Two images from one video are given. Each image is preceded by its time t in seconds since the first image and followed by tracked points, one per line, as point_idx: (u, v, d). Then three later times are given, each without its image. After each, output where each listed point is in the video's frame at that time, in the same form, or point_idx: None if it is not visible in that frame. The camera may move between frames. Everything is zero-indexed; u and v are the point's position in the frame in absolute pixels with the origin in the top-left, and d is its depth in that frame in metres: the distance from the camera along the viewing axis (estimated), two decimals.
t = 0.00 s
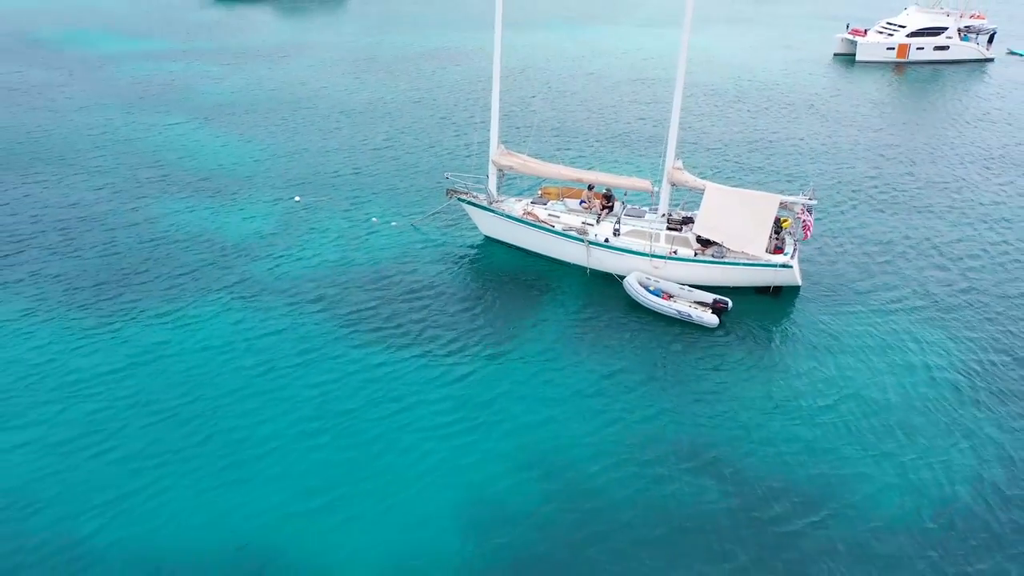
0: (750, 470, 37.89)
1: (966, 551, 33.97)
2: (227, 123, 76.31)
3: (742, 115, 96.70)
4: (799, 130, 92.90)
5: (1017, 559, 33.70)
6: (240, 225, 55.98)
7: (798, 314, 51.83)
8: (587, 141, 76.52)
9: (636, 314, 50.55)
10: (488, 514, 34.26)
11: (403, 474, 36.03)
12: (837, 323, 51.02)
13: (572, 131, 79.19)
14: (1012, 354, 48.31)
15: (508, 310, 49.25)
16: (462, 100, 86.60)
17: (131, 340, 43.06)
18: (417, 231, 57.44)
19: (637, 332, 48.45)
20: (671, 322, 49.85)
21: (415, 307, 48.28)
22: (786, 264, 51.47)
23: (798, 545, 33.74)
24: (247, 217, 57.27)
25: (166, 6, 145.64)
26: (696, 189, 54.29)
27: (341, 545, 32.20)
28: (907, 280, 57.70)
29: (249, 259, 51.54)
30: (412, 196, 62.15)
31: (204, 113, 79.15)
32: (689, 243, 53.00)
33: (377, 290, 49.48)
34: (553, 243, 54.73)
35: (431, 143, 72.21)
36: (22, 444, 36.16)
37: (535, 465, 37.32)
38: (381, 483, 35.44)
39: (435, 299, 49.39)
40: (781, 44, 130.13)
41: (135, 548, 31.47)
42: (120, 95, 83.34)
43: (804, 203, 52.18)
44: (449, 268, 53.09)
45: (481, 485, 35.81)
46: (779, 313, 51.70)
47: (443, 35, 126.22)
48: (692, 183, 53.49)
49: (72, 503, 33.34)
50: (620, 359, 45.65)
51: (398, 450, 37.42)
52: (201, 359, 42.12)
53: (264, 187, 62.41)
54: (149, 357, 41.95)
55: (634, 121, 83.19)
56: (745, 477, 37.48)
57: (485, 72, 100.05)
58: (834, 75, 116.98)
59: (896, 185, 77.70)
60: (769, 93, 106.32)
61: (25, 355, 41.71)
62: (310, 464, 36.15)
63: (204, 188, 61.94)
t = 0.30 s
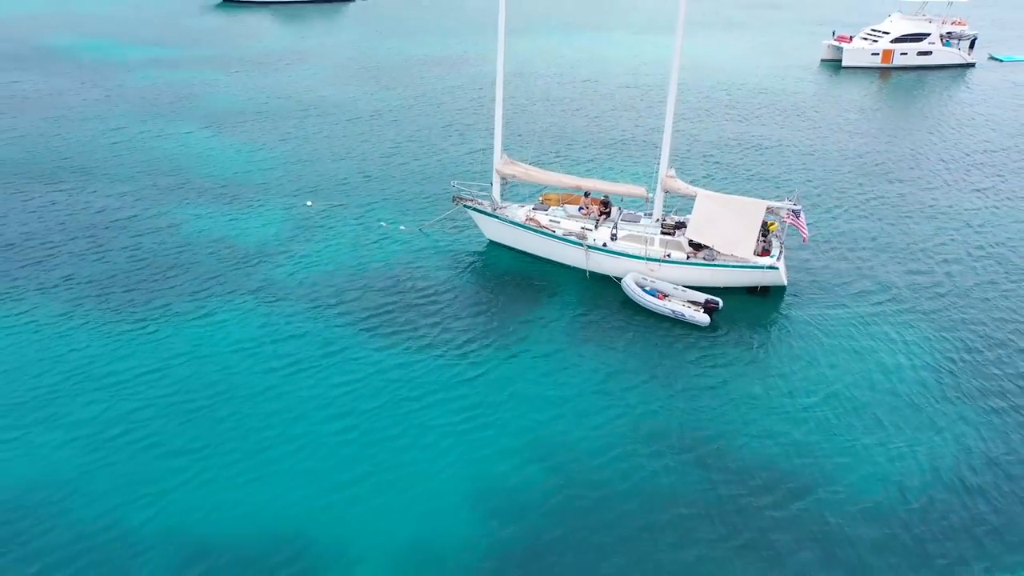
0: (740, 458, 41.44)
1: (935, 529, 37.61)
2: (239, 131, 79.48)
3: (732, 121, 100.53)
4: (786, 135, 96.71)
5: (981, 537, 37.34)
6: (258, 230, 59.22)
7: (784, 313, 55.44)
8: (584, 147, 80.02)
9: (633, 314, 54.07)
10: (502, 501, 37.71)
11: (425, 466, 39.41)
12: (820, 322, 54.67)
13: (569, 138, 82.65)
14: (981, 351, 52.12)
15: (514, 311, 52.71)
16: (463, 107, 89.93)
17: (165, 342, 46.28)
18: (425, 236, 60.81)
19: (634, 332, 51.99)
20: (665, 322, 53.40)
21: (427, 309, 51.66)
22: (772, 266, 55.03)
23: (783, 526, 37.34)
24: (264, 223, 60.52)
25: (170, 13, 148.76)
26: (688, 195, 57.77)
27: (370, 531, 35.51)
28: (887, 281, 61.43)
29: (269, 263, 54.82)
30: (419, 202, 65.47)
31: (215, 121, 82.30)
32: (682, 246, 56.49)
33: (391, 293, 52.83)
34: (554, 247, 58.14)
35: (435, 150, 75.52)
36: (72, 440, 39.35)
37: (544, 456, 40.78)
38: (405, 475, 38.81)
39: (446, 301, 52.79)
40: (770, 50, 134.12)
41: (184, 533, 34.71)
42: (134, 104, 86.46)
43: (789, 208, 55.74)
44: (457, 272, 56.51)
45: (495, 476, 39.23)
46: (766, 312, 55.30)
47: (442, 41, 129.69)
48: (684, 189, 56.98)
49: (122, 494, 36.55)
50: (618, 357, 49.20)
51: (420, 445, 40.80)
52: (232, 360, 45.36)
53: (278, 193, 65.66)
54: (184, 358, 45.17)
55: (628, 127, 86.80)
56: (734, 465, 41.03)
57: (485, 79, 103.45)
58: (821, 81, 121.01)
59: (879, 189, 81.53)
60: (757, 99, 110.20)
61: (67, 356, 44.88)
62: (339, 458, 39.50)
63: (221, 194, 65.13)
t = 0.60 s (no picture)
0: (730, 448, 45.31)
1: (906, 510, 41.60)
2: (250, 139, 82.81)
3: (722, 127, 104.51)
4: (774, 141, 100.67)
5: (948, 517, 41.34)
6: (275, 235, 62.67)
7: (770, 313, 59.31)
8: (581, 154, 83.68)
9: (629, 313, 57.86)
10: (513, 489, 41.43)
11: (441, 459, 43.06)
12: (804, 321, 58.58)
13: (566, 145, 86.27)
14: (952, 349, 56.18)
15: (519, 312, 56.43)
16: (463, 114, 93.40)
17: (196, 344, 49.79)
18: (433, 241, 64.44)
19: (630, 330, 55.80)
20: (660, 321, 57.17)
21: (438, 312, 55.31)
22: (759, 269, 58.81)
23: (770, 509, 41.23)
24: (280, 228, 63.95)
25: (172, 20, 151.88)
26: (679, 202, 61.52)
27: (394, 518, 39.14)
28: (867, 283, 65.43)
29: (287, 267, 58.29)
30: (426, 208, 69.02)
31: (226, 129, 85.61)
32: (674, 250, 60.26)
33: (403, 297, 56.41)
34: (554, 252, 61.77)
35: (439, 157, 79.03)
36: (116, 437, 42.86)
37: (550, 448, 44.51)
38: (424, 466, 42.45)
39: (455, 303, 56.43)
40: (758, 57, 138.15)
41: (224, 521, 38.29)
42: (146, 112, 89.60)
43: (775, 214, 59.57)
44: (464, 275, 60.15)
45: (506, 466, 42.93)
46: (752, 312, 59.13)
47: (441, 48, 133.17)
48: (676, 197, 60.77)
49: (165, 486, 40.10)
50: (617, 354, 53.00)
51: (436, 439, 44.46)
52: (259, 361, 48.88)
53: (291, 199, 69.07)
54: (214, 359, 48.69)
55: (622, 134, 90.54)
56: (725, 454, 44.86)
57: (483, 86, 106.97)
58: (808, 87, 125.10)
59: (863, 194, 85.55)
60: (746, 105, 114.26)
61: (105, 358, 48.37)
62: (362, 451, 43.12)
63: (237, 200, 68.50)
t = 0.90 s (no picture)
0: (719, 439, 49.29)
1: (878, 494, 45.70)
2: (260, 146, 86.30)
3: (712, 133, 108.63)
4: (762, 147, 104.79)
5: (917, 499, 45.51)
6: (289, 241, 66.35)
7: (756, 312, 63.27)
8: (577, 161, 87.53)
9: (625, 313, 61.73)
10: (521, 476, 45.38)
11: (454, 450, 46.94)
12: (788, 319, 62.59)
13: (563, 151, 90.11)
14: (926, 345, 60.28)
15: (522, 313, 60.23)
16: (464, 120, 97.05)
17: (223, 345, 53.54)
18: (439, 245, 68.20)
19: (626, 329, 59.69)
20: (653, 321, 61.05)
21: (446, 313, 59.14)
22: (746, 271, 62.72)
23: (755, 494, 45.26)
24: (294, 233, 67.60)
25: (175, 27, 155.14)
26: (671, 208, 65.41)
27: (412, 505, 43.02)
28: (848, 283, 69.47)
29: (303, 272, 62.02)
30: (431, 213, 72.72)
31: (237, 137, 89.09)
32: (666, 253, 64.07)
33: (413, 299, 60.25)
34: (554, 256, 65.53)
35: (442, 164, 82.73)
36: (154, 432, 46.64)
37: (554, 439, 48.44)
38: (438, 457, 46.31)
39: (462, 305, 60.26)
40: (747, 63, 142.45)
41: (258, 508, 42.13)
42: (158, 120, 93.01)
43: (761, 219, 63.51)
44: (470, 278, 63.97)
45: (514, 456, 46.84)
46: (739, 311, 63.08)
47: (439, 55, 136.85)
48: (668, 203, 64.63)
49: (202, 477, 43.91)
50: (614, 352, 56.89)
51: (449, 432, 48.34)
52: (282, 361, 52.67)
53: (303, 205, 72.69)
54: (240, 359, 52.48)
55: (617, 141, 94.50)
56: (715, 444, 48.90)
57: (482, 93, 110.67)
58: (795, 93, 129.40)
59: (846, 197, 89.66)
60: (736, 111, 118.41)
61: (139, 358, 52.07)
62: (382, 443, 46.96)
63: (251, 206, 72.09)
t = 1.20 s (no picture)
0: (709, 428, 53.28)
1: (855, 478, 49.78)
2: (269, 151, 89.79)
3: (702, 137, 112.61)
4: (751, 150, 108.85)
5: (892, 482, 49.59)
6: (303, 244, 70.09)
7: (744, 309, 67.22)
8: (574, 165, 91.36)
9: (621, 310, 65.60)
10: (528, 464, 49.24)
11: (464, 440, 50.84)
12: (774, 316, 66.59)
13: (560, 156, 93.92)
14: (903, 339, 64.38)
15: (524, 312, 64.07)
16: (464, 125, 100.67)
17: (245, 344, 57.25)
18: (445, 247, 71.97)
19: (623, 326, 63.60)
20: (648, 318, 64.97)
21: (453, 312, 62.94)
22: (734, 270, 66.63)
23: (742, 478, 49.27)
24: (307, 236, 71.31)
25: (178, 32, 158.30)
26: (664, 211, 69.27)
27: (427, 490, 46.91)
28: (831, 281, 73.57)
29: (317, 274, 65.79)
30: (436, 217, 76.42)
31: (246, 142, 92.55)
32: (659, 254, 67.94)
33: (422, 299, 64.07)
34: (553, 256, 69.28)
35: (445, 168, 86.39)
36: (185, 424, 50.39)
37: (557, 429, 52.36)
38: (450, 446, 50.20)
39: (468, 305, 64.08)
40: (737, 68, 146.60)
41: (285, 494, 45.95)
42: (169, 127, 96.31)
43: (748, 221, 67.43)
44: (474, 279, 67.75)
45: (519, 445, 50.76)
46: (728, 308, 67.02)
47: (438, 59, 140.39)
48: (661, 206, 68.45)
49: (232, 465, 47.69)
50: (611, 348, 60.80)
51: (460, 424, 52.18)
52: (302, 358, 56.46)
53: (314, 209, 76.35)
54: (262, 356, 56.25)
55: (611, 145, 98.36)
56: (707, 433, 52.86)
57: (481, 98, 114.30)
58: (783, 97, 133.64)
59: (831, 199, 93.76)
60: (726, 115, 122.51)
61: (167, 356, 55.78)
62: (398, 435, 50.77)
63: (264, 211, 75.73)
